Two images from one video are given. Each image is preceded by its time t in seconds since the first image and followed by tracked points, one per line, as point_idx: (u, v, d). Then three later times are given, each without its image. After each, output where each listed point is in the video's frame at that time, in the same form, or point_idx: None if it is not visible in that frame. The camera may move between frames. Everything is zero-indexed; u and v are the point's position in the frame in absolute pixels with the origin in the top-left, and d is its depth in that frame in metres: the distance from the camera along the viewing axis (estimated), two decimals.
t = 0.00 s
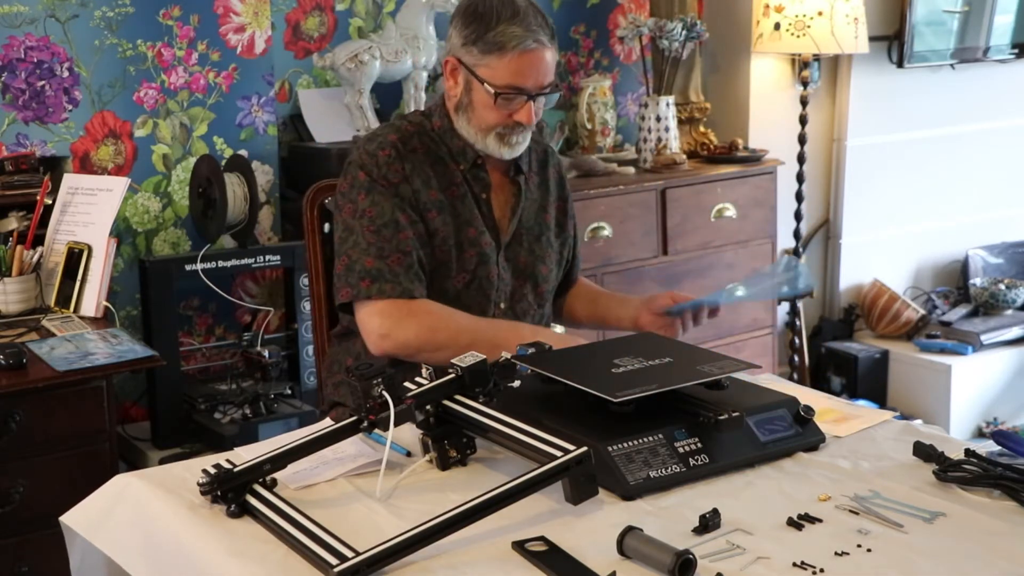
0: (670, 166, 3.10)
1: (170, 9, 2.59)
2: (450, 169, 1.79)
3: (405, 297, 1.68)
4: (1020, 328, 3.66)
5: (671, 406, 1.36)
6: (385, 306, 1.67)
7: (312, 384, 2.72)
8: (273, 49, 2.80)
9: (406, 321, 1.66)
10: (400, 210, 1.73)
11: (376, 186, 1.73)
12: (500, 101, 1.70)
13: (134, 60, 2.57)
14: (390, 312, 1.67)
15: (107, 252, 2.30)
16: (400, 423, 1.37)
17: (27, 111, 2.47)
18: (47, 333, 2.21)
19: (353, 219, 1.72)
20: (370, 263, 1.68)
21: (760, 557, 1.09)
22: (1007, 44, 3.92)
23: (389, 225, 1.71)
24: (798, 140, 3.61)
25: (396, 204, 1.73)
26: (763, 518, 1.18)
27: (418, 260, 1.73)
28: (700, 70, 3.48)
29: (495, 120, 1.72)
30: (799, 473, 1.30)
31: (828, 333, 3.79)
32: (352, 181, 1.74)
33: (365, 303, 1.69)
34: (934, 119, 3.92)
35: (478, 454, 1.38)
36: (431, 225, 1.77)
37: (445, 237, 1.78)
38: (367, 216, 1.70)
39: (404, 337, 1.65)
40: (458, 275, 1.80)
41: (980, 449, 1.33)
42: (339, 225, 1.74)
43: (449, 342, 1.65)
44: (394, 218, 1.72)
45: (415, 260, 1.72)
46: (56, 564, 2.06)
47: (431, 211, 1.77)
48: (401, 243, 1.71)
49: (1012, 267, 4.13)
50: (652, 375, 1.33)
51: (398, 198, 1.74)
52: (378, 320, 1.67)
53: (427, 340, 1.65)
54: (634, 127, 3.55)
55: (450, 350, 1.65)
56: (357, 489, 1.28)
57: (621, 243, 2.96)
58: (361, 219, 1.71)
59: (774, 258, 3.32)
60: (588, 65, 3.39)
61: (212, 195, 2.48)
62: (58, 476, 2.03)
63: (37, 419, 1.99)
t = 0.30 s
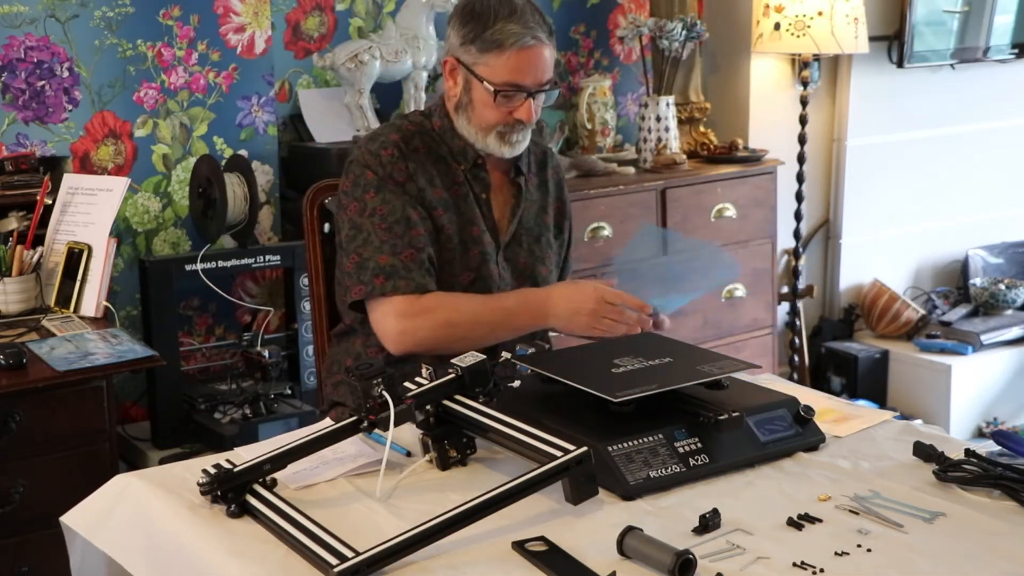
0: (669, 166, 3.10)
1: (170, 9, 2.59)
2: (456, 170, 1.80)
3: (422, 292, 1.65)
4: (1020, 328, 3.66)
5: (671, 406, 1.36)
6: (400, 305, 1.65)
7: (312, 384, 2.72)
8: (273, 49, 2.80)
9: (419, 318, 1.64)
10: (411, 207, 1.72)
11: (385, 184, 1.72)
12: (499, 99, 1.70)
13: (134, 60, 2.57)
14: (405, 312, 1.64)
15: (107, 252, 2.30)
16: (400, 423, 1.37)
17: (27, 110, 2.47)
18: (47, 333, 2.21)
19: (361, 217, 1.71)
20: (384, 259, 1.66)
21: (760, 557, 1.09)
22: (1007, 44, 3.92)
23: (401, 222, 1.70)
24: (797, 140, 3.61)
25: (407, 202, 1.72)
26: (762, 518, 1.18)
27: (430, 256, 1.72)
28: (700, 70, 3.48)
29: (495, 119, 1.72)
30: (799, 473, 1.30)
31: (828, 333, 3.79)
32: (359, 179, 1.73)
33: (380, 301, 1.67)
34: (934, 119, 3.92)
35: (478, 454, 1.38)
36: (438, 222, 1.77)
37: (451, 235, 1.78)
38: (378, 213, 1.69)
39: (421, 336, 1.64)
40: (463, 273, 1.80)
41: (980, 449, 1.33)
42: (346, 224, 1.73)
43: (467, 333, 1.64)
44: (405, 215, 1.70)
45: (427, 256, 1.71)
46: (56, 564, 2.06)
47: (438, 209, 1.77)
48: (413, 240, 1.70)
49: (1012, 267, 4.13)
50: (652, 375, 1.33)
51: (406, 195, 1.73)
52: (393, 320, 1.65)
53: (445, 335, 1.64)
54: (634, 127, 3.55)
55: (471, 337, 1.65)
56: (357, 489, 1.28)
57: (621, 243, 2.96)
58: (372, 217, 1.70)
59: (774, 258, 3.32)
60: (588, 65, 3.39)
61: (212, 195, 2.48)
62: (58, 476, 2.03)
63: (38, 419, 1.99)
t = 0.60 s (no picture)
0: (670, 166, 3.10)
1: (169, 9, 2.59)
2: (455, 170, 1.80)
3: (414, 290, 1.66)
4: (1020, 328, 3.66)
5: (671, 406, 1.36)
6: (392, 304, 1.65)
7: (312, 384, 2.72)
8: (273, 49, 2.80)
9: (412, 316, 1.64)
10: (404, 207, 1.72)
11: (379, 184, 1.72)
12: (498, 97, 1.70)
13: (134, 60, 2.57)
14: (397, 311, 1.65)
15: (106, 252, 2.30)
16: (401, 423, 1.37)
17: (27, 110, 2.47)
18: (47, 333, 2.21)
19: (355, 217, 1.71)
20: (376, 259, 1.66)
21: (760, 557, 1.09)
22: (1007, 45, 3.92)
23: (394, 221, 1.70)
24: (798, 140, 3.61)
25: (400, 201, 1.72)
26: (763, 518, 1.18)
27: (423, 256, 1.71)
28: (700, 70, 3.48)
29: (494, 117, 1.72)
30: (800, 473, 1.30)
31: (827, 333, 3.79)
32: (353, 179, 1.73)
33: (373, 299, 1.67)
34: (934, 119, 3.92)
35: (478, 454, 1.38)
36: (432, 221, 1.77)
37: (446, 235, 1.77)
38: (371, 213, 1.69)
39: (415, 334, 1.64)
40: (458, 273, 1.80)
41: (980, 448, 1.33)
42: (340, 224, 1.73)
43: (461, 329, 1.64)
44: (399, 215, 1.70)
45: (420, 256, 1.71)
46: (56, 564, 2.06)
47: (431, 209, 1.76)
48: (407, 239, 1.69)
49: (1012, 267, 4.13)
50: (652, 375, 1.34)
51: (400, 195, 1.73)
52: (386, 319, 1.66)
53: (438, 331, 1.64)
54: (634, 127, 3.55)
55: (466, 334, 1.65)
56: (357, 489, 1.28)
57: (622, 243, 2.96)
58: (365, 216, 1.70)
59: (774, 258, 3.32)
60: (588, 65, 3.39)
61: (212, 195, 2.48)
62: (58, 476, 2.03)
63: (37, 419, 1.99)
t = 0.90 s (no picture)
0: (670, 166, 3.11)
1: (169, 9, 2.59)
2: (459, 172, 1.80)
3: (431, 291, 1.65)
4: (1020, 328, 3.66)
5: (671, 406, 1.36)
6: (411, 304, 1.65)
7: (312, 384, 2.71)
8: (273, 49, 2.80)
9: (430, 315, 1.64)
10: (417, 207, 1.72)
11: (389, 185, 1.71)
12: (500, 98, 1.70)
13: (134, 60, 2.57)
14: (416, 311, 1.64)
15: (107, 252, 2.30)
16: (400, 423, 1.37)
17: (27, 110, 2.47)
18: (47, 333, 2.21)
19: (367, 218, 1.70)
20: (394, 260, 1.67)
21: (760, 557, 1.09)
22: (1007, 45, 3.92)
23: (408, 222, 1.70)
24: (798, 140, 3.61)
25: (412, 202, 1.72)
26: (763, 518, 1.18)
27: (437, 255, 1.72)
28: (700, 71, 3.48)
29: (496, 118, 1.73)
30: (799, 473, 1.30)
31: (827, 333, 3.79)
32: (362, 180, 1.72)
33: (392, 300, 1.67)
34: (934, 119, 3.92)
35: (478, 454, 1.38)
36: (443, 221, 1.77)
37: (456, 235, 1.78)
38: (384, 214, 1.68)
39: (433, 333, 1.64)
40: (466, 273, 1.81)
41: (980, 448, 1.33)
42: (351, 225, 1.72)
43: (479, 330, 1.64)
44: (412, 215, 1.70)
45: (436, 255, 1.71)
46: (55, 564, 2.06)
47: (442, 209, 1.77)
48: (422, 240, 1.70)
49: (1012, 267, 4.13)
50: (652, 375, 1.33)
51: (411, 195, 1.73)
52: (405, 320, 1.65)
53: (456, 331, 1.63)
54: (634, 127, 3.55)
55: (484, 334, 1.65)
56: (357, 489, 1.28)
57: (621, 243, 2.96)
58: (378, 218, 1.69)
59: (774, 258, 3.32)
60: (588, 65, 3.39)
61: (212, 195, 2.48)
62: (58, 476, 2.03)
63: (38, 419, 1.99)
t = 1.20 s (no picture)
0: (670, 166, 3.11)
1: (169, 9, 2.58)
2: (466, 174, 1.80)
3: (436, 295, 1.65)
4: (1020, 328, 3.66)
5: (671, 406, 1.36)
6: (414, 304, 1.64)
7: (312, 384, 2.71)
8: (273, 49, 2.80)
9: (433, 317, 1.63)
10: (427, 208, 1.72)
11: (402, 184, 1.72)
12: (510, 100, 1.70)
13: (134, 60, 2.57)
14: (419, 312, 1.64)
15: (107, 252, 2.30)
16: (400, 423, 1.37)
17: (27, 110, 2.47)
18: (47, 333, 2.21)
19: (376, 216, 1.70)
20: (401, 259, 1.67)
21: (760, 556, 1.09)
22: (1007, 45, 3.92)
23: (417, 223, 1.70)
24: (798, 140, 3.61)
25: (424, 203, 1.72)
26: (763, 518, 1.18)
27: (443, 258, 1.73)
28: (700, 71, 3.48)
29: (506, 121, 1.72)
30: (799, 473, 1.30)
31: (827, 333, 3.79)
32: (374, 177, 1.72)
33: (395, 299, 1.66)
34: (934, 119, 3.92)
35: (478, 454, 1.38)
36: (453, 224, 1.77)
37: (464, 239, 1.78)
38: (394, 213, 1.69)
39: (434, 336, 1.62)
40: (471, 277, 1.81)
41: (980, 449, 1.33)
42: (360, 222, 1.72)
43: (480, 334, 1.64)
44: (422, 216, 1.71)
45: (442, 258, 1.72)
46: (55, 564, 2.06)
47: (453, 212, 1.76)
48: (430, 242, 1.70)
49: (1012, 267, 4.13)
50: (652, 375, 1.34)
51: (422, 196, 1.73)
52: (406, 320, 1.64)
53: (457, 335, 1.63)
54: (634, 127, 3.55)
55: (484, 339, 1.64)
56: (357, 489, 1.28)
57: (621, 244, 2.96)
58: (388, 216, 1.70)
59: (774, 258, 3.32)
60: (588, 65, 3.39)
61: (212, 195, 2.48)
62: (58, 476, 2.03)
63: (37, 419, 1.99)
